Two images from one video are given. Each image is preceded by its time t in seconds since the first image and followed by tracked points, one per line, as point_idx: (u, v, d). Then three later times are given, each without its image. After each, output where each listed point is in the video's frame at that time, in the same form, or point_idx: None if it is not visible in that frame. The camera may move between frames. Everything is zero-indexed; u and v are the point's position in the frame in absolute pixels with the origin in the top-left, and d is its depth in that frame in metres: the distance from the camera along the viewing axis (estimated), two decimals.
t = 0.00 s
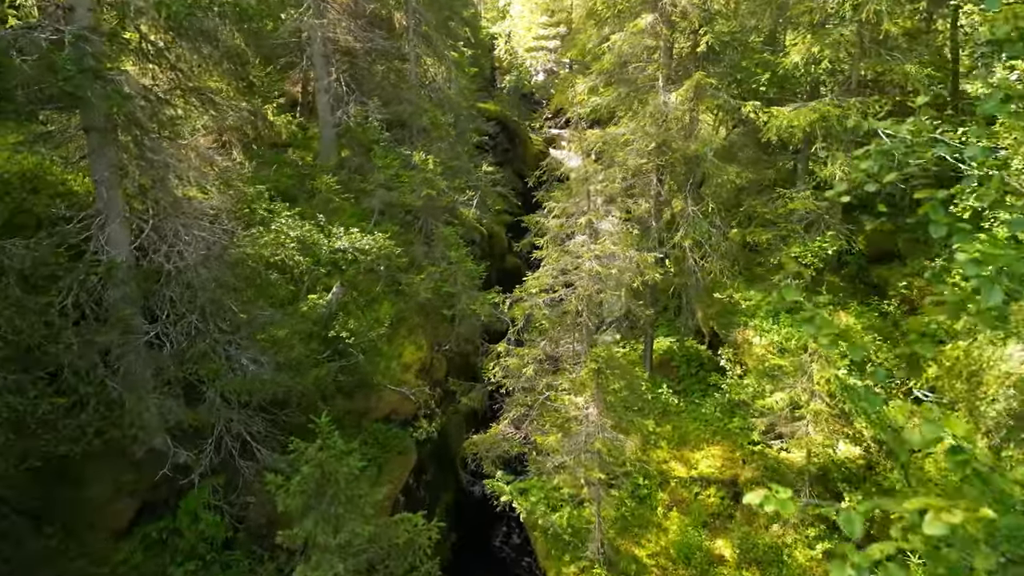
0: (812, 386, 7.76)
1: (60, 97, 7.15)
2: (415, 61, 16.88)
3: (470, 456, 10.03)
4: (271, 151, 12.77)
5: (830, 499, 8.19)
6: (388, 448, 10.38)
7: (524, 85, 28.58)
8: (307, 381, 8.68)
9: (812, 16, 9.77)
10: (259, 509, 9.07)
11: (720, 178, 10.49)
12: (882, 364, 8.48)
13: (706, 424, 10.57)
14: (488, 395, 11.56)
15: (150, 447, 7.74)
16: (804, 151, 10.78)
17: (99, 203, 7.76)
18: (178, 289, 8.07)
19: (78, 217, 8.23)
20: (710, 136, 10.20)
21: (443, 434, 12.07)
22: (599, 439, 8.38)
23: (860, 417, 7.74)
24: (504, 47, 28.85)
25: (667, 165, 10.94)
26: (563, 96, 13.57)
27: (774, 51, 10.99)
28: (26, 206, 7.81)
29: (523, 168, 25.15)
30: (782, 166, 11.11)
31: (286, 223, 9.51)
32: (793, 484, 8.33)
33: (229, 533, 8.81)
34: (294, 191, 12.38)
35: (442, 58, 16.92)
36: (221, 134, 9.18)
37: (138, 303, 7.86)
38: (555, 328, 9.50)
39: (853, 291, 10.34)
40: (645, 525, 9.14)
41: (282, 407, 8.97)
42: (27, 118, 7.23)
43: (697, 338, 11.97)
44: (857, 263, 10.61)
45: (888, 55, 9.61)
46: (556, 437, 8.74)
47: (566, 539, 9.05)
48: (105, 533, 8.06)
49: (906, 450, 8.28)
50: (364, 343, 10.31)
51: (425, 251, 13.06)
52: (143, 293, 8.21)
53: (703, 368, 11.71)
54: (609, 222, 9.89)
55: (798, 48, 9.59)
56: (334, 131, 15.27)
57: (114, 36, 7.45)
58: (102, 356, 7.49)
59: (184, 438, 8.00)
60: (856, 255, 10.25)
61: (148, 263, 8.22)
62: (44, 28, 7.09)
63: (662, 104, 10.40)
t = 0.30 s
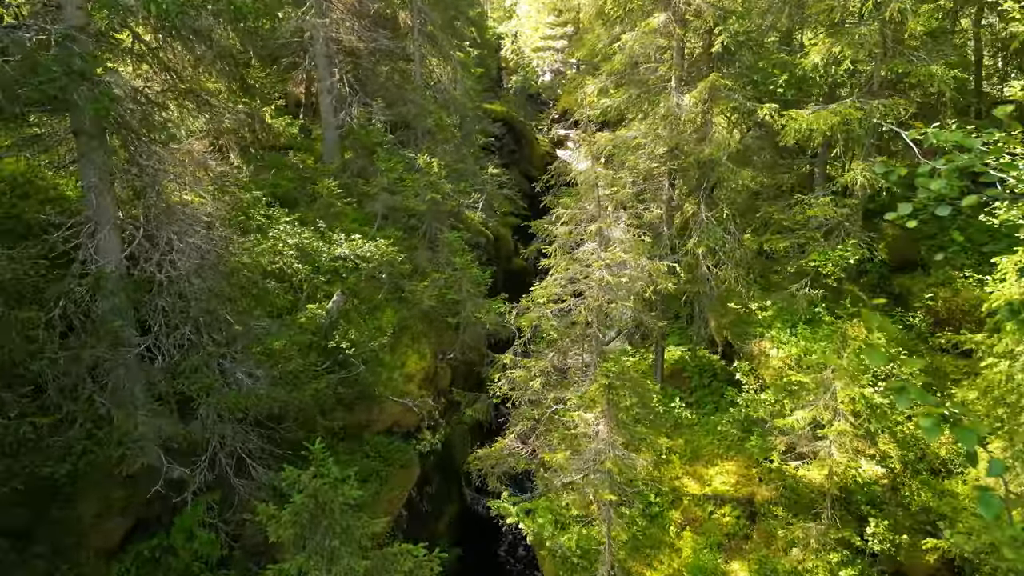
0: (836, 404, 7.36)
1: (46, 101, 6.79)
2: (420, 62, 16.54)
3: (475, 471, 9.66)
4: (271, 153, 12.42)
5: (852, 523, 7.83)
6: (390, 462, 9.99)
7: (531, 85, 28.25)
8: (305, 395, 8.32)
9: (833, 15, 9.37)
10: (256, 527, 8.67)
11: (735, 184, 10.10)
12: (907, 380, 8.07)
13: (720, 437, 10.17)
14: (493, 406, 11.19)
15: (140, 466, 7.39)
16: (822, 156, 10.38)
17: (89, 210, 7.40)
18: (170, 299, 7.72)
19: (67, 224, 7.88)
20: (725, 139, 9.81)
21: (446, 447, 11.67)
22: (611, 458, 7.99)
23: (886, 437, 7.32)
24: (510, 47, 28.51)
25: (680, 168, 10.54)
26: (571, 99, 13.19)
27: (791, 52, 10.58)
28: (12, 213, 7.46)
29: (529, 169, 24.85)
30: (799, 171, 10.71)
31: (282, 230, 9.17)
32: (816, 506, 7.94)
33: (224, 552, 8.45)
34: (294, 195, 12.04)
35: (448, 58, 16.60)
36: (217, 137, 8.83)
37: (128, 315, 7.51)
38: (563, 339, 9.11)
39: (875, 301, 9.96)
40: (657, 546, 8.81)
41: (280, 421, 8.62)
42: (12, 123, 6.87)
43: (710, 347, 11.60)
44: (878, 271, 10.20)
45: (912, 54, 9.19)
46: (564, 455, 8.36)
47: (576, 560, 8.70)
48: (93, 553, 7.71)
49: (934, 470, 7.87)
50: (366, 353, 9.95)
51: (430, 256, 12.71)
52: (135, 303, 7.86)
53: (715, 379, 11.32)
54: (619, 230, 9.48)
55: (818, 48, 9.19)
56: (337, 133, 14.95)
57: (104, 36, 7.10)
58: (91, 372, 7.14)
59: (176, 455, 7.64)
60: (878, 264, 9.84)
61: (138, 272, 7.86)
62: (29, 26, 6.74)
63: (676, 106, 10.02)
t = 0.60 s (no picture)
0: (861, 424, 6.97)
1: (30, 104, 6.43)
2: (425, 62, 16.19)
3: (480, 488, 9.31)
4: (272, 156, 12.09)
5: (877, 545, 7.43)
6: (392, 476, 9.60)
7: (538, 86, 27.93)
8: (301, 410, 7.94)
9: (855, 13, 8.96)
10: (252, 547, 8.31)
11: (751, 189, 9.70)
12: (934, 396, 7.73)
13: (735, 452, 9.79)
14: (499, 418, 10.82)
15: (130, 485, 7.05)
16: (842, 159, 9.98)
17: (77, 219, 7.07)
18: (161, 311, 7.39)
19: (55, 231, 7.55)
20: (741, 143, 9.42)
21: (450, 460, 11.30)
22: (622, 478, 7.61)
23: (913, 460, 6.84)
24: (517, 46, 28.13)
25: (694, 173, 10.16)
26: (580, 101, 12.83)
27: (810, 51, 10.18)
28: None
29: (536, 171, 24.51)
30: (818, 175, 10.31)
31: (279, 237, 8.85)
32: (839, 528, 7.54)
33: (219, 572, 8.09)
34: (294, 199, 11.71)
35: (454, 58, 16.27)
36: (212, 140, 8.50)
37: (117, 328, 7.18)
38: (572, 351, 8.73)
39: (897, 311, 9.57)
40: (671, 569, 8.27)
41: (277, 436, 8.28)
42: None
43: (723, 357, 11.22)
44: (900, 280, 9.86)
45: (938, 55, 8.80)
46: (573, 474, 7.98)
47: None
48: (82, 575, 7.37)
49: (962, 491, 7.52)
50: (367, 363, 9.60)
51: (434, 262, 12.37)
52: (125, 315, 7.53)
53: (729, 390, 10.92)
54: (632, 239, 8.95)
55: (839, 48, 8.79)
56: (340, 134, 14.66)
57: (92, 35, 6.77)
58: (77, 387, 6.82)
59: (167, 473, 7.32)
60: (900, 273, 9.49)
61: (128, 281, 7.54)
62: (11, 25, 6.30)
63: (689, 107, 9.67)
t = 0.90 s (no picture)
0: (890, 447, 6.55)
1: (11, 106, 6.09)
2: (430, 62, 15.83)
3: (485, 506, 8.92)
4: (271, 158, 11.74)
5: None
6: (394, 493, 9.22)
7: (545, 86, 27.59)
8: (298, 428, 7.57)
9: (880, 11, 8.53)
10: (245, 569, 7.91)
11: (770, 194, 9.29)
12: (965, 415, 7.33)
13: (751, 469, 9.38)
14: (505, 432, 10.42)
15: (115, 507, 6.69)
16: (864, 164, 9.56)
17: (62, 227, 6.73)
18: (151, 324, 7.03)
19: (41, 239, 7.22)
20: (760, 147, 8.99)
21: (454, 473, 10.94)
22: (635, 502, 7.19)
23: (946, 486, 6.43)
24: (523, 46, 27.78)
25: (708, 177, 9.76)
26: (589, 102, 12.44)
27: (830, 51, 9.76)
28: None
29: (544, 172, 24.16)
30: (838, 180, 9.90)
31: (276, 245, 8.48)
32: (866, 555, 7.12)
33: None
34: (295, 203, 11.36)
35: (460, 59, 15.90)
36: (207, 144, 8.15)
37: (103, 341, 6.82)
38: (581, 364, 8.35)
39: (922, 323, 9.15)
40: None
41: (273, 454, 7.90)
42: None
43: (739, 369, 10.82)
44: (925, 290, 9.45)
45: (968, 56, 8.38)
46: (583, 495, 7.58)
47: None
48: None
49: (996, 518, 7.10)
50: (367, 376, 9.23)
51: (438, 268, 12.00)
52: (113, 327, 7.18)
53: (744, 403, 10.51)
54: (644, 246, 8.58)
55: (864, 48, 8.37)
56: (343, 136, 14.43)
57: (78, 35, 6.44)
58: (60, 404, 6.48)
59: (156, 495, 6.95)
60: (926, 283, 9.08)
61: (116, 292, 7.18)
62: None
63: (704, 109, 9.28)
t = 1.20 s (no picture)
0: (924, 475, 6.17)
1: None
2: (435, 63, 15.50)
3: (491, 526, 8.56)
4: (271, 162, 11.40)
5: None
6: (395, 511, 8.84)
7: (551, 87, 27.23)
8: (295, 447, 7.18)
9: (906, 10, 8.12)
10: None
11: (789, 201, 8.89)
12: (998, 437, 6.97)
13: (769, 488, 8.97)
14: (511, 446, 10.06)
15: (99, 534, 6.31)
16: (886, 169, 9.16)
17: (46, 238, 6.35)
18: (139, 339, 6.62)
19: (25, 248, 6.84)
20: (780, 152, 8.58)
21: (458, 489, 10.56)
22: (650, 528, 6.80)
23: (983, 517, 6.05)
24: (530, 46, 27.45)
25: (723, 183, 9.36)
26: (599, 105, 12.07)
27: (851, 52, 9.36)
28: None
29: (550, 174, 23.83)
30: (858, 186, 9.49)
31: (271, 255, 8.13)
32: None
33: None
34: (294, 209, 11.01)
35: (465, 59, 15.54)
36: (200, 148, 7.77)
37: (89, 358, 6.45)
38: (592, 380, 7.96)
39: (949, 337, 8.77)
40: None
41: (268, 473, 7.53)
42: None
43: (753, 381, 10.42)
44: (950, 302, 9.07)
45: (1000, 56, 7.97)
46: (594, 520, 7.19)
47: None
48: None
49: None
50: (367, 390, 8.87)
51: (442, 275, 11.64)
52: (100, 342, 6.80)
53: (760, 418, 10.10)
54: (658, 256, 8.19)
55: (889, 48, 7.97)
56: (345, 138, 14.06)
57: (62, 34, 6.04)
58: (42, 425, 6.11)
59: (144, 521, 6.54)
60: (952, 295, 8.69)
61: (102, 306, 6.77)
62: None
63: (720, 112, 8.88)
